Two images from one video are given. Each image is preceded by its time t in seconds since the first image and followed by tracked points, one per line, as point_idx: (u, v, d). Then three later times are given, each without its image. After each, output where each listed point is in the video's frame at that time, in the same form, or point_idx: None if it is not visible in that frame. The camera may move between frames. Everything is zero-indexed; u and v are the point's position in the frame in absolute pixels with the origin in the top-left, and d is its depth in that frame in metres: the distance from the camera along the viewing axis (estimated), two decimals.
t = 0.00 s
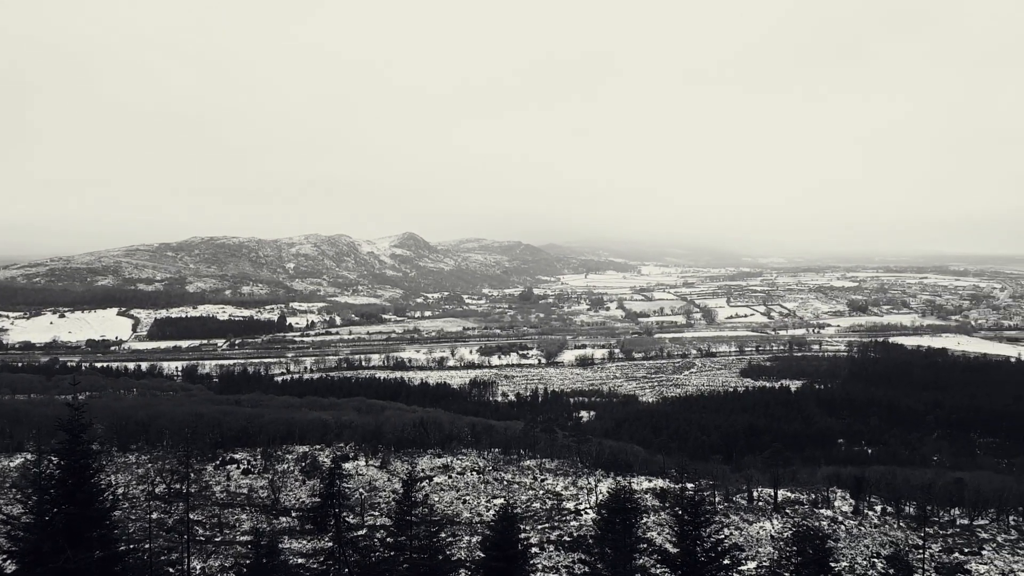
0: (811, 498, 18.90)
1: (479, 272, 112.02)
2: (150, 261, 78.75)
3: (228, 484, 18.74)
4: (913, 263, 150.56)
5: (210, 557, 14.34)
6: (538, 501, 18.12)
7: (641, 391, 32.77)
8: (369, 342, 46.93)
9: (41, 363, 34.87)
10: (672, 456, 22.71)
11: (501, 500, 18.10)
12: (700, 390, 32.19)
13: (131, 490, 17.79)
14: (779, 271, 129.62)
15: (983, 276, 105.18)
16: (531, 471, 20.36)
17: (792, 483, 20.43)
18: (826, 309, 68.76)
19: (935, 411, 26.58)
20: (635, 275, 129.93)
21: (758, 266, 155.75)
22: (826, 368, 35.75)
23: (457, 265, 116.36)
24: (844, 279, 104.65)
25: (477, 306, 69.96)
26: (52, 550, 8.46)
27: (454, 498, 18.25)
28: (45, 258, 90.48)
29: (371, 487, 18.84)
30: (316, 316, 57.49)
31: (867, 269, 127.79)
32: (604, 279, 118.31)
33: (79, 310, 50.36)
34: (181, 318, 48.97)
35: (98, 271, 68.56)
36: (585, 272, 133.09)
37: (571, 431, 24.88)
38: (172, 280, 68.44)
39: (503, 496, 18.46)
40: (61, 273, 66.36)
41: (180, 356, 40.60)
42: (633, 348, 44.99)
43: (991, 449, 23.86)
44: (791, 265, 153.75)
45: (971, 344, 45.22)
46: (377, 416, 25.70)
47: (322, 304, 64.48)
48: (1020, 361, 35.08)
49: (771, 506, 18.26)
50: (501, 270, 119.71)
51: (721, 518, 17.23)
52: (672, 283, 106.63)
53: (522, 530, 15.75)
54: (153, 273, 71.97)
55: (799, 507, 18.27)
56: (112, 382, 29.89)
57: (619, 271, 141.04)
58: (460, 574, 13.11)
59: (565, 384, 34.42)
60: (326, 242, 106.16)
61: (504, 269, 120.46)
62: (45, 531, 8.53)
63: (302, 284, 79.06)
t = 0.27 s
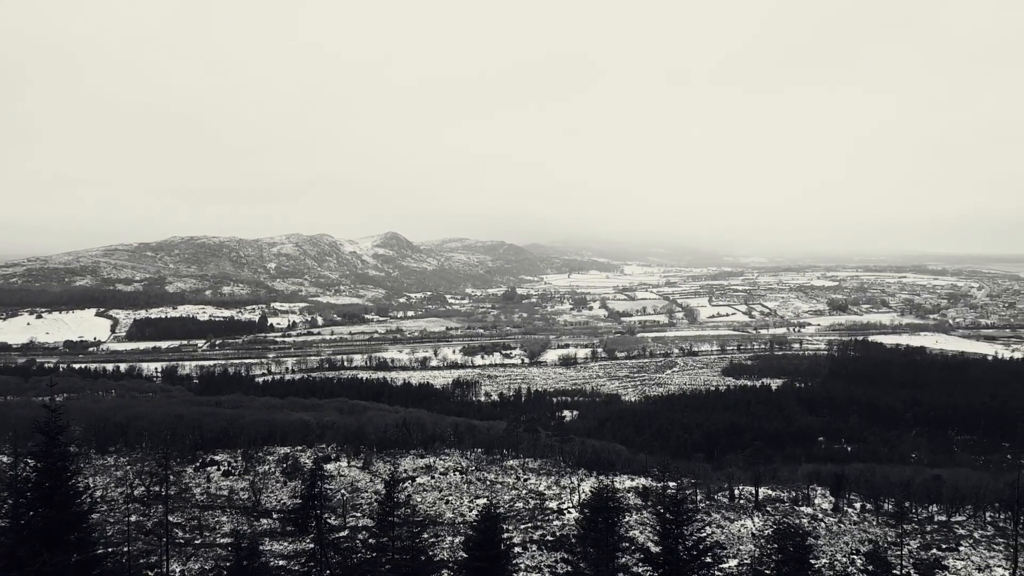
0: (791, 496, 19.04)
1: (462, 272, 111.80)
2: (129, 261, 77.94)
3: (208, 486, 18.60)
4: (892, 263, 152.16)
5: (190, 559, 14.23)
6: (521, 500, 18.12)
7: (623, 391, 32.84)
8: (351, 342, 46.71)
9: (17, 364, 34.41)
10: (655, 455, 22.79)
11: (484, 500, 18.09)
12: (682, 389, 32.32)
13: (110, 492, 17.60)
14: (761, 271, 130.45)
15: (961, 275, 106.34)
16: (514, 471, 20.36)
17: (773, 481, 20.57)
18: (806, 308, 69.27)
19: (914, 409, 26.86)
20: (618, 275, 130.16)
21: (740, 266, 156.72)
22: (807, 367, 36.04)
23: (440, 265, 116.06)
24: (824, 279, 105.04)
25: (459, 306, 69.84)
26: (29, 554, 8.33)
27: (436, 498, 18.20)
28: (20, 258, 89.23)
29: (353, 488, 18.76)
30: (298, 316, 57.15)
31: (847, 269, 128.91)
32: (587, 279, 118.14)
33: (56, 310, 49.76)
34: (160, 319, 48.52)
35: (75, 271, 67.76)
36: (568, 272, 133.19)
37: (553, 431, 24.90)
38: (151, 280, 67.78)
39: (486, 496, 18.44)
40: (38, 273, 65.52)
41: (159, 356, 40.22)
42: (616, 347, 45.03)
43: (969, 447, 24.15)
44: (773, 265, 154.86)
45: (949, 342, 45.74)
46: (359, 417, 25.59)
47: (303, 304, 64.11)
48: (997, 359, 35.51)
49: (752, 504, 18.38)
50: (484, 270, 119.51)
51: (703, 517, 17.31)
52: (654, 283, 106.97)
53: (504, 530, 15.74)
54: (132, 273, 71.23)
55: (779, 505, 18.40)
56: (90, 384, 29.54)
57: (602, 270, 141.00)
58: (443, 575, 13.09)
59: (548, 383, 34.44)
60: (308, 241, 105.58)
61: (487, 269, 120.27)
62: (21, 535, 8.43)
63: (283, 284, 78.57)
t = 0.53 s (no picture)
0: (775, 494, 19.15)
1: (447, 272, 111.59)
2: (109, 261, 77.15)
3: (190, 488, 18.44)
4: (873, 263, 153.59)
5: (172, 561, 14.10)
6: (506, 500, 18.11)
7: (607, 390, 32.91)
8: (335, 342, 46.49)
9: None
10: (639, 454, 22.85)
11: (469, 500, 18.06)
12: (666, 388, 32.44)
13: (90, 494, 17.41)
14: (744, 271, 131.16)
15: (941, 275, 107.42)
16: (499, 470, 20.34)
17: (756, 479, 20.69)
18: (789, 308, 69.80)
19: (895, 407, 27.11)
20: (602, 275, 130.37)
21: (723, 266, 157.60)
22: (789, 366, 36.29)
23: (424, 265, 115.76)
24: (807, 279, 104.25)
25: (444, 306, 69.71)
26: (8, 557, 8.21)
27: (421, 499, 18.15)
28: None
29: (337, 489, 18.66)
30: (281, 316, 56.82)
31: (829, 269, 129.95)
32: (571, 279, 117.43)
33: (34, 310, 49.17)
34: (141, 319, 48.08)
35: (54, 271, 66.99)
36: (553, 272, 133.23)
37: (538, 430, 24.91)
38: (132, 280, 67.15)
39: (471, 496, 18.41)
40: (16, 273, 64.72)
41: (140, 357, 39.85)
42: (601, 348, 44.90)
43: (949, 445, 24.40)
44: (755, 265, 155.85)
45: (929, 340, 46.25)
46: (343, 417, 25.48)
47: (286, 304, 63.76)
48: (976, 357, 35.90)
49: (736, 502, 18.47)
50: (469, 269, 119.33)
51: (687, 515, 17.37)
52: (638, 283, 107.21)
53: (490, 530, 15.72)
54: (113, 273, 70.52)
55: (763, 503, 18.49)
56: (69, 385, 29.22)
57: (586, 271, 140.11)
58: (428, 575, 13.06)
59: (533, 383, 34.45)
60: (291, 241, 104.93)
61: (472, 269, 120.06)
62: None
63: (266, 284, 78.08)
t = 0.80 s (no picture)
0: (759, 492, 19.24)
1: (433, 272, 111.40)
2: (91, 261, 76.48)
3: (173, 490, 18.32)
4: (856, 263, 154.73)
5: (155, 564, 13.99)
6: (492, 500, 18.09)
7: (594, 390, 32.97)
8: (320, 343, 46.29)
9: None
10: (626, 453, 22.92)
11: (455, 500, 18.02)
12: (652, 387, 32.58)
13: (72, 497, 17.25)
14: (729, 271, 131.69)
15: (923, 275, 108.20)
16: (485, 471, 20.33)
17: (741, 477, 20.78)
18: (774, 307, 70.23)
19: (878, 405, 27.32)
20: (588, 274, 130.56)
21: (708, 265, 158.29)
22: (774, 365, 36.50)
23: (410, 265, 115.49)
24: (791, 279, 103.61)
25: (430, 306, 69.60)
26: None
27: (407, 500, 18.09)
28: None
29: (322, 490, 18.57)
30: (266, 317, 56.54)
31: (813, 268, 130.72)
32: (558, 279, 117.37)
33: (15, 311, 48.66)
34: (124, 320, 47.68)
35: (35, 272, 66.34)
36: (539, 272, 133.28)
37: (525, 430, 24.90)
38: (115, 281, 66.61)
39: (457, 496, 18.38)
40: None
41: (123, 358, 39.51)
42: (587, 347, 45.04)
43: (932, 442, 24.62)
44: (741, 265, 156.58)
45: (912, 339, 46.69)
46: (328, 418, 25.38)
47: (271, 304, 63.44)
48: (957, 356, 36.27)
49: (721, 501, 18.54)
50: (455, 269, 119.17)
51: (673, 514, 17.43)
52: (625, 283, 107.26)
53: (475, 530, 15.70)
54: (95, 273, 69.95)
55: (748, 502, 18.58)
56: (51, 387, 28.93)
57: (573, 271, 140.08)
58: None
59: (520, 383, 34.47)
60: (275, 241, 104.40)
61: (459, 269, 119.94)
62: None
63: (251, 285, 77.67)
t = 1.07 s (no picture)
0: (744, 491, 19.32)
1: (419, 272, 111.20)
2: (73, 262, 75.72)
3: (157, 492, 18.15)
4: (840, 263, 155.88)
5: (139, 567, 13.86)
6: (478, 500, 18.06)
7: (579, 390, 33.01)
8: (305, 344, 46.07)
9: None
10: (612, 453, 22.95)
11: (441, 501, 17.97)
12: (638, 387, 32.65)
13: (53, 500, 17.05)
14: (715, 271, 132.23)
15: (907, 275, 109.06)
16: (471, 471, 20.30)
17: (727, 476, 20.86)
18: (758, 306, 70.66)
19: (861, 404, 27.51)
20: (574, 274, 130.78)
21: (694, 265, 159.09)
22: (759, 364, 36.68)
23: (396, 265, 115.24)
24: (776, 280, 104.15)
25: (416, 307, 69.45)
26: None
27: (393, 501, 18.03)
28: None
29: (307, 491, 18.48)
30: (250, 317, 56.18)
31: (797, 268, 131.57)
32: (545, 280, 117.83)
33: None
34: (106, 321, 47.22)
35: (15, 272, 65.60)
36: (525, 272, 133.29)
37: (511, 430, 24.89)
38: (97, 281, 65.98)
39: (443, 497, 18.33)
40: None
41: (105, 359, 39.14)
42: (573, 347, 45.08)
43: (914, 440, 24.82)
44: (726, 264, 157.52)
45: (895, 338, 47.11)
46: (314, 419, 25.26)
47: (256, 305, 63.07)
48: (940, 355, 36.62)
49: (707, 500, 18.60)
50: (441, 269, 119.01)
51: (659, 513, 17.45)
52: (611, 283, 107.10)
53: (462, 531, 15.67)
54: (77, 274, 69.25)
55: (733, 500, 18.65)
56: (32, 388, 28.61)
57: (559, 271, 140.82)
58: None
59: (506, 383, 34.44)
60: (260, 241, 103.82)
61: (444, 270, 119.78)
62: None
63: (235, 285, 77.18)
